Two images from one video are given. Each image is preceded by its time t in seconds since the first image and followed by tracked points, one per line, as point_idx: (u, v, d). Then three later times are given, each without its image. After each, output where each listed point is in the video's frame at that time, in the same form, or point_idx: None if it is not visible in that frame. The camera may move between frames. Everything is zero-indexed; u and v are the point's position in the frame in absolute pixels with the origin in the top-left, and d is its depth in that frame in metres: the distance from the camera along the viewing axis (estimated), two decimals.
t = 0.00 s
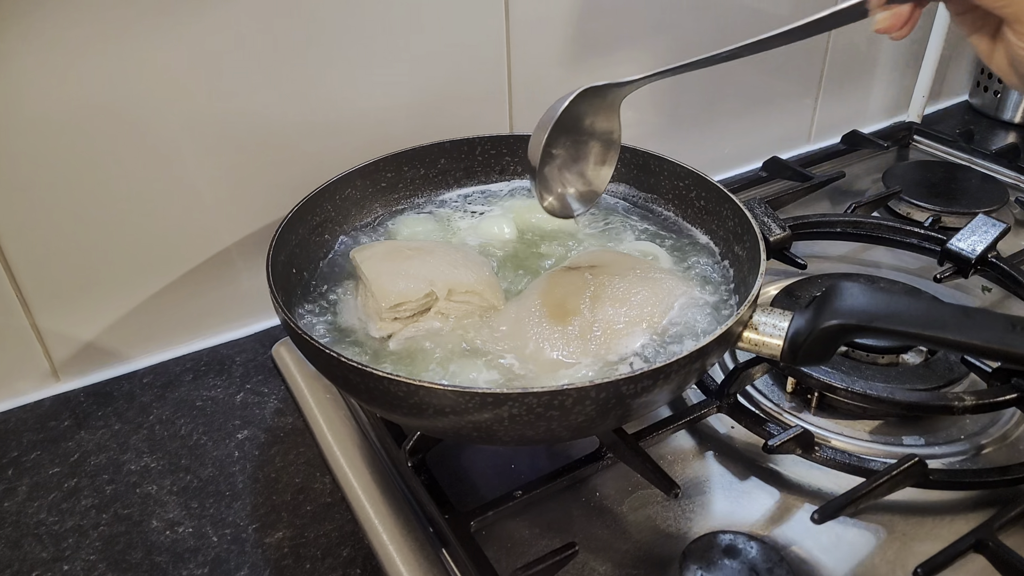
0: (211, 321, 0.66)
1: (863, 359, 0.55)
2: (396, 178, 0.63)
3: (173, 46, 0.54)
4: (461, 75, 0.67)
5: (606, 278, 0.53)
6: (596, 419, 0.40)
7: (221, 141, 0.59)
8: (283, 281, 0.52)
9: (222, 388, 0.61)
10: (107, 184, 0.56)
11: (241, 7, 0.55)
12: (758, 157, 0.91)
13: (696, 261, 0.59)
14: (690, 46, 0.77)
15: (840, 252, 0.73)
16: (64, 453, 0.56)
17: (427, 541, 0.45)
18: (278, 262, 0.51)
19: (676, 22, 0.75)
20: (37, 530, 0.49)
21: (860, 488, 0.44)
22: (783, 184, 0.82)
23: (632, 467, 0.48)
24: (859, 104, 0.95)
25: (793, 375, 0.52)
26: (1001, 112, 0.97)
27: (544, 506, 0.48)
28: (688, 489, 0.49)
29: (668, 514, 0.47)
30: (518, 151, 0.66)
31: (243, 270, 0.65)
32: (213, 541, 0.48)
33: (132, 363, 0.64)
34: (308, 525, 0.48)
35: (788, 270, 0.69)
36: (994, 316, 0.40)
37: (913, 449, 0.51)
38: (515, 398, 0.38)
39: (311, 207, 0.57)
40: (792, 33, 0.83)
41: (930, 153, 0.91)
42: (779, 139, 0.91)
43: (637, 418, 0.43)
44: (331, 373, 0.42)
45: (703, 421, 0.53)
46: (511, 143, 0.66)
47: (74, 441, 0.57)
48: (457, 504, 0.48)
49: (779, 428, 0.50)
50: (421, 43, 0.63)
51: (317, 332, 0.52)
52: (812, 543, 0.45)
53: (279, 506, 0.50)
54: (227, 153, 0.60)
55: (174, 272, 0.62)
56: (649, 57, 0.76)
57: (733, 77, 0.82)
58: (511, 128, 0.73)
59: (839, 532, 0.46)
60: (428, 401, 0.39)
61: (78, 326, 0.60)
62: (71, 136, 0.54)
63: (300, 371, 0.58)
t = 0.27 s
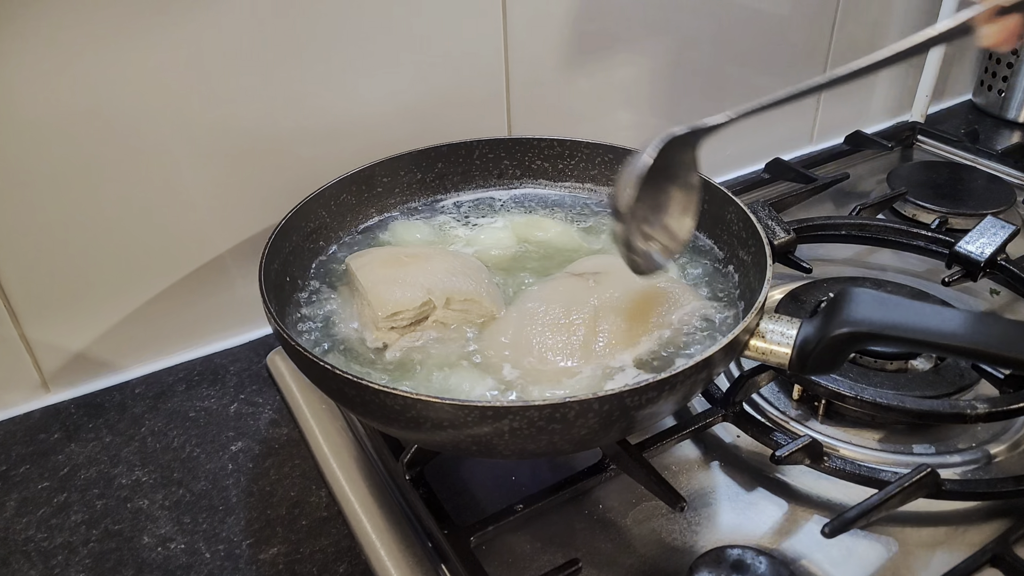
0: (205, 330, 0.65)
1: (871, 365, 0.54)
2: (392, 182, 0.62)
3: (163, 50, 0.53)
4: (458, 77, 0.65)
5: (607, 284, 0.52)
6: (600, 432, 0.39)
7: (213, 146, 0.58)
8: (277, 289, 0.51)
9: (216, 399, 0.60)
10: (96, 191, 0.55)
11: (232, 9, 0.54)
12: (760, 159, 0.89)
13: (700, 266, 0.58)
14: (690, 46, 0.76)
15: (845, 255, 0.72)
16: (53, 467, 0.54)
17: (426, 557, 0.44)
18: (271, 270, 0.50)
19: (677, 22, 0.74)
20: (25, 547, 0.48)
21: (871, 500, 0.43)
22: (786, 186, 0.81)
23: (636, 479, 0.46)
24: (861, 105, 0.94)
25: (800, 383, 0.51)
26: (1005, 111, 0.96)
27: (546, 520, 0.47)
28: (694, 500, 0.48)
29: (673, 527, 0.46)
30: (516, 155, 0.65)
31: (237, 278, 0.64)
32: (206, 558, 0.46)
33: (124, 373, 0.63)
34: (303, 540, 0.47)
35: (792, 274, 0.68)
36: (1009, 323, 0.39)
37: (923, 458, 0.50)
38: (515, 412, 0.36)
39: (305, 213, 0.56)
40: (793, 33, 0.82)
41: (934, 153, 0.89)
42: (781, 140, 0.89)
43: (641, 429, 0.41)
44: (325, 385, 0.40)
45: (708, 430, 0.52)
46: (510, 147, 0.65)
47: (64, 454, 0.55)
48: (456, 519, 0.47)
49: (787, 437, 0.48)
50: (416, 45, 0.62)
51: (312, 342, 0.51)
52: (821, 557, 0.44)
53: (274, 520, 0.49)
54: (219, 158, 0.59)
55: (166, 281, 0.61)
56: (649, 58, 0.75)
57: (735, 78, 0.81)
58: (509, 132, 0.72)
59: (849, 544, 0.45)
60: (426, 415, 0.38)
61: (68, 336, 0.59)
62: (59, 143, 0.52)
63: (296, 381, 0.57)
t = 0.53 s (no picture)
0: (199, 332, 0.64)
1: (877, 369, 0.53)
2: (390, 182, 0.61)
3: (156, 45, 0.52)
4: (457, 74, 0.64)
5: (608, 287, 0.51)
6: (602, 439, 0.38)
7: (208, 145, 0.57)
8: (272, 290, 0.50)
9: (210, 401, 0.59)
10: (89, 190, 0.54)
11: (227, 4, 0.53)
12: (762, 158, 0.88)
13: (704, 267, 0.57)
14: (691, 45, 0.75)
15: (848, 257, 0.71)
16: (44, 471, 0.53)
17: (423, 565, 0.43)
18: (265, 270, 0.49)
19: (678, 20, 0.73)
20: (13, 554, 0.47)
21: (878, 509, 0.42)
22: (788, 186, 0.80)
23: (638, 486, 0.45)
24: (864, 104, 0.93)
25: (805, 387, 0.50)
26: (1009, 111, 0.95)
27: (546, 527, 0.46)
28: (697, 507, 0.47)
29: (675, 535, 0.45)
30: (516, 154, 0.64)
31: (232, 278, 0.63)
32: (198, 564, 0.45)
33: (117, 375, 0.62)
34: (298, 547, 0.46)
35: (795, 275, 0.67)
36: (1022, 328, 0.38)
37: (930, 464, 0.49)
38: (515, 418, 0.35)
39: (301, 213, 0.55)
40: (796, 31, 0.81)
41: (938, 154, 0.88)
42: (784, 140, 0.88)
43: (644, 436, 0.40)
44: (321, 390, 0.40)
45: (711, 435, 0.51)
46: (509, 146, 0.64)
47: (55, 458, 0.54)
48: (455, 526, 0.46)
49: (791, 443, 0.48)
50: (414, 43, 0.61)
51: (308, 345, 0.50)
52: (827, 565, 0.43)
53: (268, 526, 0.48)
54: (214, 157, 0.58)
55: (160, 281, 0.60)
56: (650, 56, 0.74)
57: (737, 77, 0.80)
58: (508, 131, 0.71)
59: (855, 552, 0.44)
60: (423, 421, 0.37)
61: (60, 338, 0.58)
62: (50, 141, 0.51)
63: (291, 383, 0.56)
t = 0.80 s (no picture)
0: (197, 332, 0.63)
1: (880, 371, 0.53)
2: (389, 181, 0.61)
3: (153, 43, 0.51)
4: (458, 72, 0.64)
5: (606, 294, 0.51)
6: (603, 443, 0.38)
7: (205, 144, 0.56)
8: (269, 291, 0.49)
9: (207, 403, 0.59)
10: (85, 190, 0.54)
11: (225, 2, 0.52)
12: (763, 158, 0.88)
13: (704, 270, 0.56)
14: (692, 44, 0.75)
15: (850, 257, 0.71)
16: (39, 473, 0.53)
17: (422, 569, 0.42)
18: (262, 271, 0.48)
19: (680, 19, 0.72)
20: (9, 557, 0.46)
21: (883, 513, 0.41)
22: (790, 186, 0.80)
23: (639, 489, 0.45)
24: (866, 104, 0.92)
25: (807, 389, 0.50)
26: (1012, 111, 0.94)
27: (546, 530, 0.45)
28: (698, 510, 0.46)
29: (677, 539, 0.45)
30: (517, 153, 0.63)
31: (231, 278, 0.63)
32: (196, 568, 0.45)
33: (114, 376, 0.61)
34: (296, 551, 0.46)
35: (797, 276, 0.67)
36: None
37: (934, 468, 0.48)
38: (516, 422, 0.35)
39: (300, 212, 0.54)
40: (798, 30, 0.80)
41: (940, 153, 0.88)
42: (785, 139, 0.88)
43: (646, 440, 0.40)
44: (319, 393, 0.39)
45: (712, 438, 0.51)
46: (510, 145, 0.63)
47: (51, 460, 0.54)
48: (455, 530, 0.46)
49: (794, 446, 0.47)
50: (413, 41, 0.60)
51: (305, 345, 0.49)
52: (830, 570, 0.43)
53: (266, 530, 0.47)
54: (212, 156, 0.57)
55: (157, 282, 0.60)
56: (652, 55, 0.73)
57: (738, 76, 0.80)
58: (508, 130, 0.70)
59: (858, 556, 0.43)
60: (423, 424, 0.36)
61: (57, 339, 0.58)
62: (46, 140, 0.51)
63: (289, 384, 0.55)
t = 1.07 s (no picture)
0: (196, 331, 0.63)
1: (880, 370, 0.52)
2: (389, 180, 0.60)
3: (152, 42, 0.51)
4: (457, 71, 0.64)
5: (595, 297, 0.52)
6: (603, 442, 0.38)
7: (205, 144, 0.56)
8: (268, 291, 0.49)
9: (207, 402, 0.59)
10: (84, 189, 0.54)
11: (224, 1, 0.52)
12: (763, 157, 0.88)
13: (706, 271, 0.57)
14: (692, 42, 0.75)
15: (850, 256, 0.71)
16: (38, 472, 0.53)
17: (422, 569, 0.42)
18: (262, 271, 0.48)
19: (679, 18, 0.72)
20: (8, 556, 0.46)
21: (883, 513, 0.41)
22: (789, 185, 0.79)
23: (638, 489, 0.45)
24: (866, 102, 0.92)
25: (807, 389, 0.50)
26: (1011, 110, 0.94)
27: (546, 530, 0.45)
28: (697, 509, 0.46)
29: (677, 538, 0.45)
30: (516, 153, 0.63)
31: (230, 277, 0.63)
32: (195, 568, 0.45)
33: (113, 375, 0.61)
34: (295, 551, 0.46)
35: (797, 275, 0.67)
36: None
37: (933, 467, 0.48)
38: (515, 422, 0.35)
39: (299, 211, 0.54)
40: (798, 29, 0.80)
41: (940, 152, 0.88)
42: (785, 138, 0.88)
43: (645, 439, 0.40)
44: (318, 393, 0.39)
45: (712, 437, 0.51)
46: (510, 144, 0.63)
47: (50, 459, 0.54)
48: (455, 530, 0.46)
49: (793, 446, 0.47)
50: (412, 41, 0.60)
51: (305, 345, 0.49)
52: (830, 570, 0.43)
53: (265, 529, 0.47)
54: (211, 156, 0.57)
55: (156, 281, 0.59)
56: (651, 54, 0.73)
57: (738, 74, 0.80)
58: (507, 129, 0.70)
59: (858, 556, 0.43)
60: (422, 424, 0.36)
61: (56, 338, 0.57)
62: (45, 139, 0.51)
63: (288, 384, 0.55)
